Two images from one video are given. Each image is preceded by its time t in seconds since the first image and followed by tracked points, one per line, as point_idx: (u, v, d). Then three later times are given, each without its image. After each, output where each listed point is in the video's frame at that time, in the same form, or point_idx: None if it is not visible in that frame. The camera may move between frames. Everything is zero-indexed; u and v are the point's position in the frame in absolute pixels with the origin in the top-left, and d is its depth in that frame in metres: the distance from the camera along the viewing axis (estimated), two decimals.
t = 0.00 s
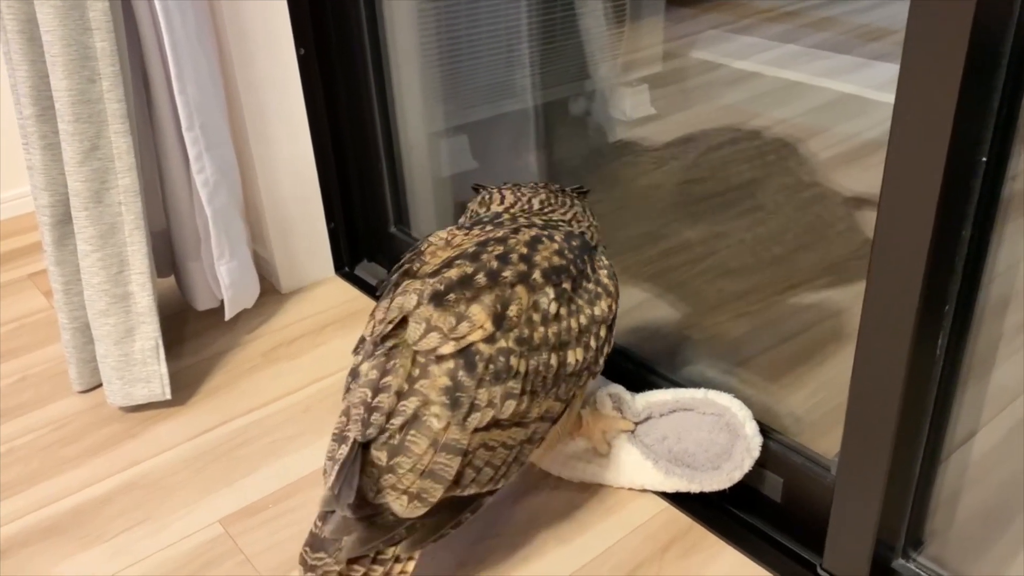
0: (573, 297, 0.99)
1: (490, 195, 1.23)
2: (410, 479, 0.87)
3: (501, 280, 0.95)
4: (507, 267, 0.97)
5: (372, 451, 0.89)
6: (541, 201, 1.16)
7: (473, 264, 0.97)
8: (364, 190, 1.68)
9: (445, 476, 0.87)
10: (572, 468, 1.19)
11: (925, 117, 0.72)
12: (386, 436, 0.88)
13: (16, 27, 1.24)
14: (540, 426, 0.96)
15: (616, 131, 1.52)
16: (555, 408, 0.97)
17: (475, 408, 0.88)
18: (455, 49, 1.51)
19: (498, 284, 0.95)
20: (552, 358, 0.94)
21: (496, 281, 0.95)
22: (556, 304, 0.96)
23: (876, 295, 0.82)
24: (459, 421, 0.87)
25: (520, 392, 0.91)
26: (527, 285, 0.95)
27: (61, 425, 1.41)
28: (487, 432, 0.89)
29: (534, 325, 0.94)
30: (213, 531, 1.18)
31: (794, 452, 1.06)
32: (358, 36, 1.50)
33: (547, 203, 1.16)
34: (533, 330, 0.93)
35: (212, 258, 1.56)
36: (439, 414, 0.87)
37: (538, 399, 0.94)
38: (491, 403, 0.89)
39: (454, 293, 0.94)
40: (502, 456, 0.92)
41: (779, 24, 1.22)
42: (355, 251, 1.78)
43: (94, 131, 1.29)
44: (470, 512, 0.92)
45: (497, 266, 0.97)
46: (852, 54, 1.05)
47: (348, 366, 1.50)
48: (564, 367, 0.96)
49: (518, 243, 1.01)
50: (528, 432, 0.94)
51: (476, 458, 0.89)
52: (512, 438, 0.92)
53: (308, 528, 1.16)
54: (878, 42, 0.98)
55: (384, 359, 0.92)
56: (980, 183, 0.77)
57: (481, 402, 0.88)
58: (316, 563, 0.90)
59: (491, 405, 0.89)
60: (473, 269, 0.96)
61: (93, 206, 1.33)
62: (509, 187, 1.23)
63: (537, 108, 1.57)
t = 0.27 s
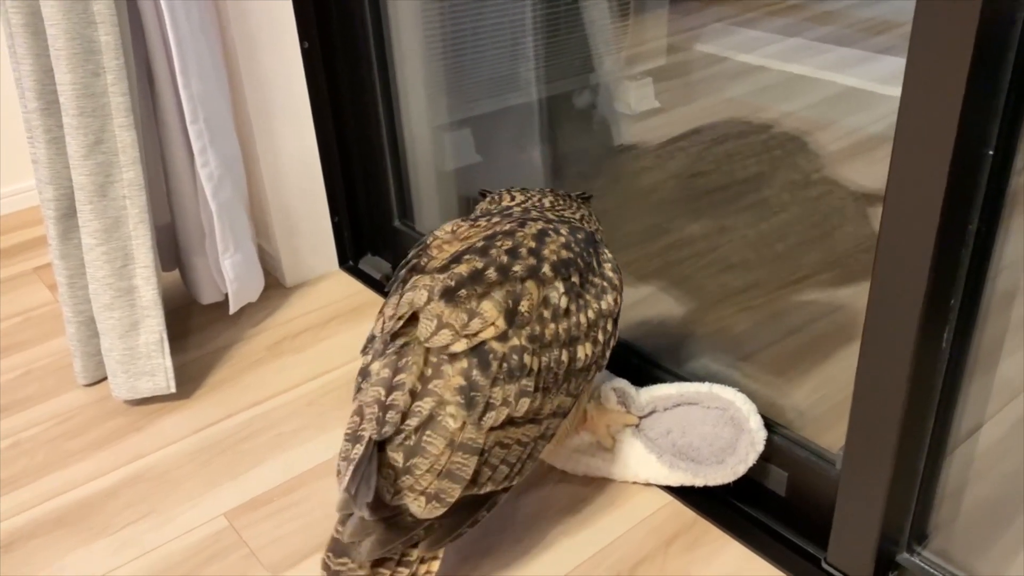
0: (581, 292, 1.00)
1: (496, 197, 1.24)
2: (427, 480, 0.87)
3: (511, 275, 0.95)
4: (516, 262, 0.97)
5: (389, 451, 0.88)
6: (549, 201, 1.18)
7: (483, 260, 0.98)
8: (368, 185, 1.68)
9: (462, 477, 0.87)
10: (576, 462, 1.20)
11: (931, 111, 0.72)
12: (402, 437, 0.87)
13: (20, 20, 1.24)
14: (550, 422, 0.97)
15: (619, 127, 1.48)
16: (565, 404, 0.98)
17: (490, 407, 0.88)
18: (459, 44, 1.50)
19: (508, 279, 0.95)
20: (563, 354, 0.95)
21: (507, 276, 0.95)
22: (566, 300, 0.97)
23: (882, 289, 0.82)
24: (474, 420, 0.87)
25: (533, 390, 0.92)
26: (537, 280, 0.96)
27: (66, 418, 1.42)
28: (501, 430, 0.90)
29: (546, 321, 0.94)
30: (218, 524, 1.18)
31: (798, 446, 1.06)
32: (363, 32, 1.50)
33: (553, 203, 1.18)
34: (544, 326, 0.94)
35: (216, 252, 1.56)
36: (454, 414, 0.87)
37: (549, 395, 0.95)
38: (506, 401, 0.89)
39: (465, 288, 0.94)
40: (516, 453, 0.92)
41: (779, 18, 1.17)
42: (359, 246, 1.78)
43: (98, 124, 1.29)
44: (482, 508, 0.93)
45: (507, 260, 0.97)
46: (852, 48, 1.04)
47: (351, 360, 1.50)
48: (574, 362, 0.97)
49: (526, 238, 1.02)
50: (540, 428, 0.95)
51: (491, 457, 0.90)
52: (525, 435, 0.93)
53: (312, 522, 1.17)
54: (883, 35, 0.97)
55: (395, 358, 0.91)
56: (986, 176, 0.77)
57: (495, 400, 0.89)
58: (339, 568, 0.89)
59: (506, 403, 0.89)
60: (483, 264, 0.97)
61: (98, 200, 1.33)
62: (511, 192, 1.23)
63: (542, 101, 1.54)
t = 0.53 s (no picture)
0: (585, 286, 1.00)
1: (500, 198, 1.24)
2: (435, 475, 0.87)
3: (516, 268, 0.96)
4: (521, 255, 0.98)
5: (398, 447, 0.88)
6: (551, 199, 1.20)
7: (488, 251, 0.98)
8: (372, 180, 1.69)
9: (469, 472, 0.87)
10: (578, 456, 1.20)
11: (936, 104, 0.71)
12: (410, 432, 0.87)
13: (24, 15, 1.24)
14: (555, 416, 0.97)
15: (623, 123, 1.45)
16: (570, 398, 0.98)
17: (497, 401, 0.88)
18: (463, 40, 1.51)
19: (512, 272, 0.95)
20: (567, 348, 0.95)
21: (512, 268, 0.96)
22: (571, 293, 0.97)
23: (885, 284, 0.82)
24: (481, 414, 0.87)
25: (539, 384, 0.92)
26: (541, 273, 0.97)
27: (71, 413, 1.42)
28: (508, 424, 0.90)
29: (551, 315, 0.94)
30: (221, 518, 1.18)
31: (802, 441, 1.06)
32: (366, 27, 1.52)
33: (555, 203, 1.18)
34: (550, 320, 0.94)
35: (220, 247, 1.56)
36: (462, 408, 0.87)
37: (555, 389, 0.95)
38: (512, 395, 0.89)
39: (470, 280, 0.94)
40: (522, 447, 0.92)
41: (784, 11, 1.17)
42: (362, 240, 1.78)
43: (102, 119, 1.30)
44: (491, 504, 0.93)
45: (511, 253, 0.98)
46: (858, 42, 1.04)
47: (355, 355, 1.51)
48: (578, 356, 0.97)
49: (529, 232, 1.03)
50: (545, 422, 0.95)
51: (497, 451, 0.90)
52: (531, 429, 0.93)
53: (316, 516, 1.17)
54: (888, 29, 0.97)
55: (403, 353, 0.91)
56: (991, 170, 0.77)
57: (502, 394, 0.89)
58: (355, 570, 0.91)
59: (512, 397, 0.89)
60: (488, 256, 0.97)
61: (102, 195, 1.33)
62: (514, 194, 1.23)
63: (545, 96, 1.52)
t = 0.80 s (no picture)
0: (585, 282, 1.00)
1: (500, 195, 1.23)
2: (439, 473, 0.87)
3: (518, 264, 0.96)
4: (522, 251, 0.98)
5: (401, 445, 0.87)
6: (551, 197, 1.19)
7: (489, 247, 0.98)
8: (374, 177, 1.68)
9: (473, 469, 0.87)
10: (580, 453, 1.20)
11: (938, 100, 0.71)
12: (413, 430, 0.87)
13: (26, 12, 1.24)
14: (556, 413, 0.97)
15: (626, 117, 1.47)
16: (571, 394, 0.98)
17: (499, 399, 0.89)
18: (467, 40, 1.50)
19: (513, 268, 0.95)
20: (568, 344, 0.95)
21: (513, 265, 0.96)
22: (571, 289, 0.98)
23: (888, 280, 0.82)
24: (483, 412, 0.88)
25: (541, 380, 0.92)
26: (542, 269, 0.97)
27: (74, 409, 1.42)
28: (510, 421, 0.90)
29: (552, 312, 0.95)
30: (224, 514, 1.19)
31: (804, 437, 1.06)
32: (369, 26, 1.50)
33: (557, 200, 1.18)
34: (551, 316, 0.94)
35: (222, 243, 1.56)
36: (464, 406, 0.87)
37: (556, 386, 0.95)
38: (514, 392, 0.90)
39: (471, 277, 0.94)
40: (524, 443, 0.93)
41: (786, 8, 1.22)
42: (365, 237, 1.78)
43: (104, 116, 1.30)
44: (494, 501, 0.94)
45: (512, 249, 0.98)
46: (864, 38, 1.04)
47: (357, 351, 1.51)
48: (579, 352, 0.97)
49: (529, 228, 1.03)
50: (547, 419, 0.95)
51: (500, 448, 0.90)
52: (533, 425, 0.94)
53: (319, 512, 1.17)
54: (892, 24, 0.97)
55: (405, 351, 0.91)
56: (994, 166, 0.76)
57: (505, 391, 0.89)
58: (358, 568, 0.90)
59: (515, 394, 0.90)
60: (489, 253, 0.97)
61: (104, 191, 1.33)
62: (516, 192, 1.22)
63: (547, 92, 1.53)
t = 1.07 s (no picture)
0: (583, 280, 1.00)
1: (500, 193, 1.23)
2: (435, 473, 0.87)
3: (515, 262, 0.96)
4: (519, 249, 0.98)
5: (398, 444, 0.87)
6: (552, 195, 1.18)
7: (487, 245, 0.98)
8: (375, 175, 1.68)
9: (469, 468, 0.87)
10: (581, 450, 1.20)
11: (940, 98, 0.71)
12: (410, 430, 0.87)
13: (29, 10, 1.24)
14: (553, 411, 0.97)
15: (627, 115, 1.47)
16: (569, 392, 0.98)
17: (496, 397, 0.89)
18: (468, 38, 1.50)
19: (511, 267, 0.95)
20: (565, 343, 0.95)
21: (510, 263, 0.96)
22: (569, 287, 0.97)
23: (890, 278, 0.82)
24: (480, 411, 0.88)
25: (537, 379, 0.92)
26: (539, 267, 0.97)
27: (77, 406, 1.43)
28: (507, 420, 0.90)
29: (548, 310, 0.95)
30: (227, 511, 1.19)
31: (806, 436, 1.06)
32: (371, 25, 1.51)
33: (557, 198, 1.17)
34: (547, 315, 0.94)
35: (224, 241, 1.56)
36: (461, 405, 0.87)
37: (552, 384, 0.95)
38: (511, 391, 0.90)
39: (469, 275, 0.94)
40: (521, 441, 0.93)
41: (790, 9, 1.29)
42: (367, 234, 1.78)
43: (106, 113, 1.30)
44: (492, 499, 0.94)
45: (510, 246, 0.98)
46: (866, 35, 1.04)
47: (358, 349, 1.51)
48: (576, 351, 0.97)
49: (527, 226, 1.03)
50: (544, 417, 0.95)
51: (497, 447, 0.91)
52: (529, 424, 0.94)
53: (321, 509, 1.17)
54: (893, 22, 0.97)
55: (402, 350, 0.91)
56: (996, 163, 0.76)
57: (501, 390, 0.89)
58: (357, 566, 0.91)
59: (511, 393, 0.90)
60: (487, 251, 0.97)
61: (107, 189, 1.33)
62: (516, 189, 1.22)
63: (549, 89, 1.52)
